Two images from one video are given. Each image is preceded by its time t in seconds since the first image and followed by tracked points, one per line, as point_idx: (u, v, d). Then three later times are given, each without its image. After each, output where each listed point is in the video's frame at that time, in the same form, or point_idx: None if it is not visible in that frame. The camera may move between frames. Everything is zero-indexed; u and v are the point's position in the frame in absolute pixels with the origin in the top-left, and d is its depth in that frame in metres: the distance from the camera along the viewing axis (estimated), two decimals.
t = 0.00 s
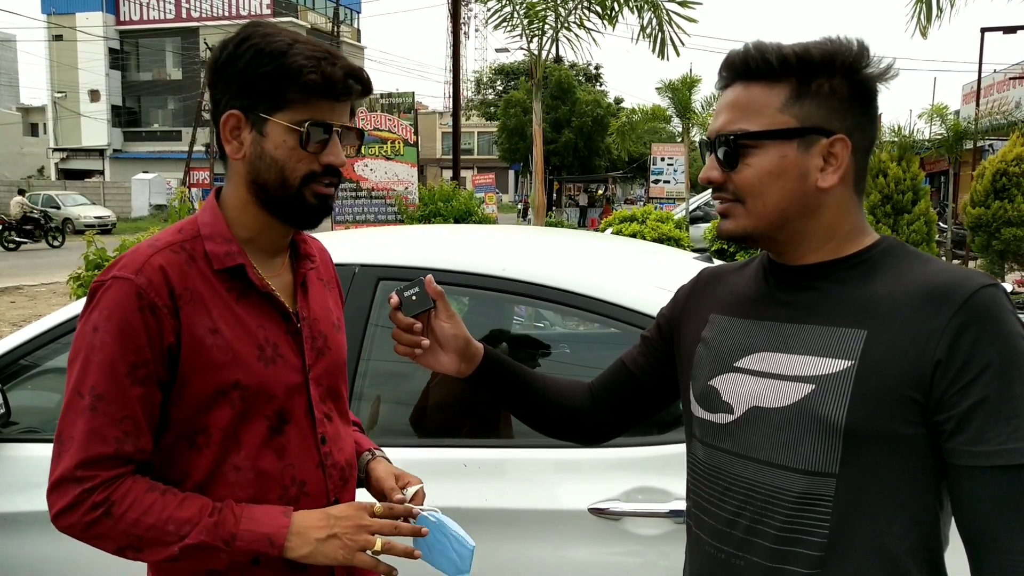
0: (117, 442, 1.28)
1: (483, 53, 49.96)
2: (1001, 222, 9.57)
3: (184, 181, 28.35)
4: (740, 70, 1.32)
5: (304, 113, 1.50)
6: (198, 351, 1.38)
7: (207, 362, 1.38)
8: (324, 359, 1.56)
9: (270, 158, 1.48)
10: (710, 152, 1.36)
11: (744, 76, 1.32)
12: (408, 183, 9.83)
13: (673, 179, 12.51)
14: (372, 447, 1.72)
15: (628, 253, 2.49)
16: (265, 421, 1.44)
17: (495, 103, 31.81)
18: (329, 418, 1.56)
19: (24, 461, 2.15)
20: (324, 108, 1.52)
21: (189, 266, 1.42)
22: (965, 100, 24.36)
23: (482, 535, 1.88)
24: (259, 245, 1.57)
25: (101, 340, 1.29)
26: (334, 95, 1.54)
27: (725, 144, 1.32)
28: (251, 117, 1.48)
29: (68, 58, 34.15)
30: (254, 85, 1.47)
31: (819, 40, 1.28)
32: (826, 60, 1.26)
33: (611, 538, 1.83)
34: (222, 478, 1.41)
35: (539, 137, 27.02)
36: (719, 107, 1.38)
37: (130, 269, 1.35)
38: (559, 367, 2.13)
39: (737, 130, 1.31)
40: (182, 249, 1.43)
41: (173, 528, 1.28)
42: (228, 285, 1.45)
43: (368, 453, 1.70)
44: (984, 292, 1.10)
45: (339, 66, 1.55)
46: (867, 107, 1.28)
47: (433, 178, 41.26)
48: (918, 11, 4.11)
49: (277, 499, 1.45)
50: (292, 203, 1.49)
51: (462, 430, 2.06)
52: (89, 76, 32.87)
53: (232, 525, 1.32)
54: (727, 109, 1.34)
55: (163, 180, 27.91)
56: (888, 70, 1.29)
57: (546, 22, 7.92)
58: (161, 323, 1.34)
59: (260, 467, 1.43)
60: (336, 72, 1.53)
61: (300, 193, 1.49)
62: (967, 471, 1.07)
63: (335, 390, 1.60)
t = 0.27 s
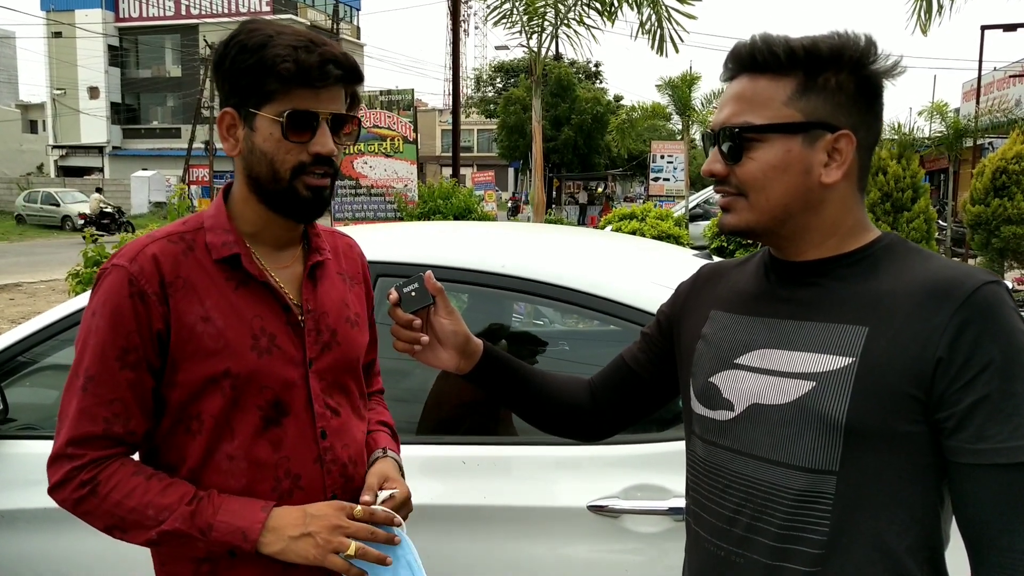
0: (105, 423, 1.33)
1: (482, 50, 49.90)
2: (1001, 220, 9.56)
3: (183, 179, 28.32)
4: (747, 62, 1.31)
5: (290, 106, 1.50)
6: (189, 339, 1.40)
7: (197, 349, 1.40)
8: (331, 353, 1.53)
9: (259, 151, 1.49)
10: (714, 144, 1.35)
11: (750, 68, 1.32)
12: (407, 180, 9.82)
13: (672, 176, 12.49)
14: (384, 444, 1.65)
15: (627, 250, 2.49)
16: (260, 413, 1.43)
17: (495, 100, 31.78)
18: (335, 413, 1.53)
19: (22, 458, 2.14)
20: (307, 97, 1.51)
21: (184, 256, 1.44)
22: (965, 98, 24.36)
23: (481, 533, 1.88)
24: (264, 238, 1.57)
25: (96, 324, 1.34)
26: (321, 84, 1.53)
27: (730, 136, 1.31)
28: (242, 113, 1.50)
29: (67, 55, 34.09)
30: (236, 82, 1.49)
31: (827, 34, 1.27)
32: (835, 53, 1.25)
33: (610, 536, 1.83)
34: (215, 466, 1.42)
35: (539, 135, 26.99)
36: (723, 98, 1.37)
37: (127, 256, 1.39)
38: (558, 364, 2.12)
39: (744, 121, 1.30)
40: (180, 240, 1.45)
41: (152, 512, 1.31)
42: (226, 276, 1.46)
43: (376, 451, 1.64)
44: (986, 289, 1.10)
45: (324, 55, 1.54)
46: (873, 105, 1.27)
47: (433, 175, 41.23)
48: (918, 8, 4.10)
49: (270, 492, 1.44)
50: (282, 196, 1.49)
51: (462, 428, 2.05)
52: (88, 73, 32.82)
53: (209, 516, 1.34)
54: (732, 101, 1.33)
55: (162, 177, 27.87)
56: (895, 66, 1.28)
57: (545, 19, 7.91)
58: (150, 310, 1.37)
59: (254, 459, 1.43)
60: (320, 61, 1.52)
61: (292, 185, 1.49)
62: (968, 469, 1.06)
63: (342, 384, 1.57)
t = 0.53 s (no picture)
0: (113, 415, 1.37)
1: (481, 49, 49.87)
2: (1000, 218, 9.57)
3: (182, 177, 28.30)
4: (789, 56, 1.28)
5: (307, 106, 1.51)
6: (194, 336, 1.42)
7: (201, 346, 1.42)
8: (339, 353, 1.53)
9: (264, 153, 1.50)
10: (758, 140, 1.30)
11: (788, 62, 1.29)
12: (407, 179, 9.81)
13: (672, 175, 12.48)
14: (403, 445, 1.65)
15: (628, 250, 2.49)
16: (264, 410, 1.44)
17: (495, 98, 31.76)
18: (343, 413, 1.53)
19: (23, 459, 2.14)
20: (304, 97, 1.51)
21: (192, 255, 1.46)
22: (963, 96, 24.37)
23: (482, 534, 1.88)
24: (276, 239, 1.58)
25: (107, 320, 1.38)
26: (319, 83, 1.53)
27: (783, 132, 1.28)
28: (248, 116, 1.51)
29: (66, 54, 34.04)
30: (239, 87, 1.52)
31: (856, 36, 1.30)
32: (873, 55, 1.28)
33: (611, 536, 1.83)
34: (219, 462, 1.44)
35: (539, 133, 26.98)
36: (752, 97, 1.33)
37: (138, 255, 1.43)
38: (558, 364, 2.13)
39: (801, 117, 1.27)
40: (190, 239, 1.48)
41: (152, 503, 1.34)
42: (233, 275, 1.47)
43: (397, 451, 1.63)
44: (986, 290, 1.10)
45: (319, 54, 1.54)
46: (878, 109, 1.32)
47: (433, 174, 41.21)
48: (918, 8, 4.10)
49: (271, 489, 1.45)
50: (288, 196, 1.50)
51: (462, 428, 2.06)
52: (87, 71, 32.77)
53: (205, 510, 1.36)
54: (775, 98, 1.30)
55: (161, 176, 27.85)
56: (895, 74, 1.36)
57: (545, 18, 7.90)
58: (156, 307, 1.40)
59: (257, 456, 1.44)
60: (315, 60, 1.52)
61: (296, 185, 1.50)
62: (969, 468, 1.06)
63: (352, 384, 1.56)
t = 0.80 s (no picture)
0: (119, 413, 1.37)
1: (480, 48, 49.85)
2: (999, 217, 9.58)
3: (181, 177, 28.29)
4: (800, 56, 1.28)
5: (316, 107, 1.52)
6: (197, 336, 1.43)
7: (204, 345, 1.43)
8: (342, 352, 1.53)
9: (265, 155, 1.50)
10: (772, 140, 1.30)
11: (797, 62, 1.29)
12: (406, 179, 9.81)
13: (670, 174, 12.48)
14: (413, 444, 1.63)
15: (628, 250, 2.49)
16: (266, 408, 1.45)
17: (493, 98, 31.74)
18: (345, 412, 1.53)
19: (21, 460, 2.14)
20: (303, 99, 1.51)
21: (198, 255, 1.47)
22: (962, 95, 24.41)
23: (480, 534, 1.88)
24: (279, 240, 1.59)
25: (114, 319, 1.39)
26: (318, 85, 1.53)
27: (800, 133, 1.28)
28: (250, 119, 1.52)
29: (65, 53, 34.01)
30: (240, 90, 1.53)
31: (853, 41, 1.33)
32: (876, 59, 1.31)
33: (610, 537, 1.83)
34: (222, 459, 1.45)
35: (538, 132, 26.98)
36: (761, 97, 1.32)
37: (144, 256, 1.45)
38: (558, 363, 2.14)
39: (817, 119, 1.28)
40: (197, 240, 1.49)
41: (157, 497, 1.35)
42: (237, 276, 1.48)
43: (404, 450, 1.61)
44: (977, 287, 1.11)
45: (317, 55, 1.53)
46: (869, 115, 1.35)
47: (431, 173, 41.20)
48: (917, 7, 4.11)
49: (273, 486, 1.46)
50: (289, 197, 1.50)
51: (462, 428, 2.06)
52: (86, 71, 32.74)
53: (209, 503, 1.36)
54: (788, 98, 1.30)
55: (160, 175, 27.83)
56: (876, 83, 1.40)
57: (543, 17, 7.90)
58: (162, 306, 1.41)
59: (259, 454, 1.45)
60: (314, 61, 1.52)
61: (297, 186, 1.50)
62: (965, 462, 1.07)
63: (355, 383, 1.56)
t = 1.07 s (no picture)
0: (127, 419, 1.36)
1: (479, 47, 49.79)
2: (998, 217, 9.57)
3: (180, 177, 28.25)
4: (790, 63, 1.28)
5: (318, 112, 1.51)
6: (201, 340, 1.42)
7: (208, 349, 1.42)
8: (343, 356, 1.53)
9: (267, 159, 1.50)
10: (759, 147, 1.30)
11: (785, 69, 1.28)
12: (405, 178, 9.79)
13: (669, 174, 12.47)
14: (407, 448, 1.62)
15: (626, 251, 2.48)
16: (269, 412, 1.44)
17: (492, 97, 31.72)
18: (346, 415, 1.53)
19: (17, 463, 2.13)
20: (307, 105, 1.51)
21: (199, 260, 1.46)
22: (961, 94, 24.41)
23: (477, 538, 1.87)
24: (281, 243, 1.57)
25: (119, 325, 1.38)
26: (322, 91, 1.52)
27: (787, 140, 1.27)
28: (253, 122, 1.51)
29: (63, 52, 33.95)
30: (244, 93, 1.52)
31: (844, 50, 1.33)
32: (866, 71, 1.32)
33: (606, 540, 1.83)
34: (227, 463, 1.44)
35: (537, 132, 26.95)
36: (750, 103, 1.32)
37: (146, 261, 1.43)
38: (555, 365, 2.13)
39: (804, 125, 1.27)
40: (197, 244, 1.48)
41: (170, 500, 1.34)
42: (238, 280, 1.47)
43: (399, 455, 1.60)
44: (963, 292, 1.12)
45: (321, 62, 1.52)
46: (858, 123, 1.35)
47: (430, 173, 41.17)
48: (916, 7, 4.10)
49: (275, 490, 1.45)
50: (292, 200, 1.49)
51: (459, 431, 2.05)
52: (84, 70, 32.68)
53: (223, 504, 1.35)
54: (778, 105, 1.29)
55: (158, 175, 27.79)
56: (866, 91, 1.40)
57: (542, 17, 7.89)
58: (166, 311, 1.40)
59: (263, 457, 1.44)
60: (317, 67, 1.51)
61: (302, 190, 1.49)
62: (953, 466, 1.07)
63: (355, 387, 1.56)
